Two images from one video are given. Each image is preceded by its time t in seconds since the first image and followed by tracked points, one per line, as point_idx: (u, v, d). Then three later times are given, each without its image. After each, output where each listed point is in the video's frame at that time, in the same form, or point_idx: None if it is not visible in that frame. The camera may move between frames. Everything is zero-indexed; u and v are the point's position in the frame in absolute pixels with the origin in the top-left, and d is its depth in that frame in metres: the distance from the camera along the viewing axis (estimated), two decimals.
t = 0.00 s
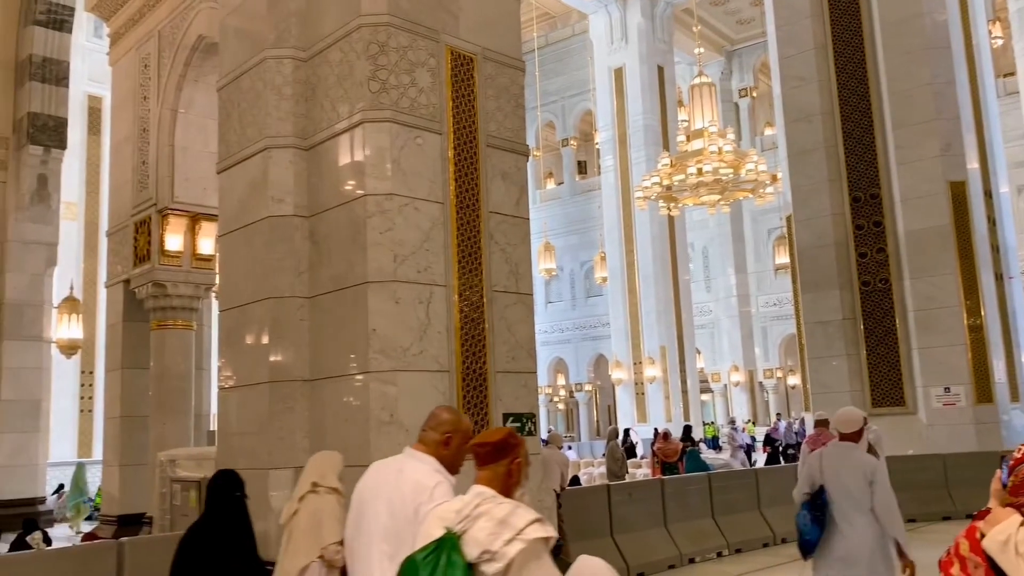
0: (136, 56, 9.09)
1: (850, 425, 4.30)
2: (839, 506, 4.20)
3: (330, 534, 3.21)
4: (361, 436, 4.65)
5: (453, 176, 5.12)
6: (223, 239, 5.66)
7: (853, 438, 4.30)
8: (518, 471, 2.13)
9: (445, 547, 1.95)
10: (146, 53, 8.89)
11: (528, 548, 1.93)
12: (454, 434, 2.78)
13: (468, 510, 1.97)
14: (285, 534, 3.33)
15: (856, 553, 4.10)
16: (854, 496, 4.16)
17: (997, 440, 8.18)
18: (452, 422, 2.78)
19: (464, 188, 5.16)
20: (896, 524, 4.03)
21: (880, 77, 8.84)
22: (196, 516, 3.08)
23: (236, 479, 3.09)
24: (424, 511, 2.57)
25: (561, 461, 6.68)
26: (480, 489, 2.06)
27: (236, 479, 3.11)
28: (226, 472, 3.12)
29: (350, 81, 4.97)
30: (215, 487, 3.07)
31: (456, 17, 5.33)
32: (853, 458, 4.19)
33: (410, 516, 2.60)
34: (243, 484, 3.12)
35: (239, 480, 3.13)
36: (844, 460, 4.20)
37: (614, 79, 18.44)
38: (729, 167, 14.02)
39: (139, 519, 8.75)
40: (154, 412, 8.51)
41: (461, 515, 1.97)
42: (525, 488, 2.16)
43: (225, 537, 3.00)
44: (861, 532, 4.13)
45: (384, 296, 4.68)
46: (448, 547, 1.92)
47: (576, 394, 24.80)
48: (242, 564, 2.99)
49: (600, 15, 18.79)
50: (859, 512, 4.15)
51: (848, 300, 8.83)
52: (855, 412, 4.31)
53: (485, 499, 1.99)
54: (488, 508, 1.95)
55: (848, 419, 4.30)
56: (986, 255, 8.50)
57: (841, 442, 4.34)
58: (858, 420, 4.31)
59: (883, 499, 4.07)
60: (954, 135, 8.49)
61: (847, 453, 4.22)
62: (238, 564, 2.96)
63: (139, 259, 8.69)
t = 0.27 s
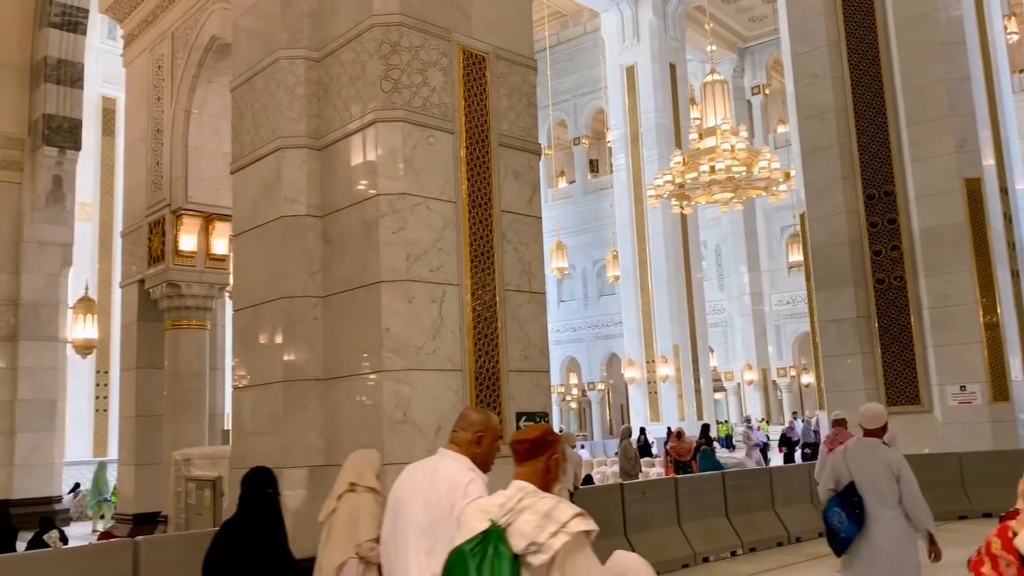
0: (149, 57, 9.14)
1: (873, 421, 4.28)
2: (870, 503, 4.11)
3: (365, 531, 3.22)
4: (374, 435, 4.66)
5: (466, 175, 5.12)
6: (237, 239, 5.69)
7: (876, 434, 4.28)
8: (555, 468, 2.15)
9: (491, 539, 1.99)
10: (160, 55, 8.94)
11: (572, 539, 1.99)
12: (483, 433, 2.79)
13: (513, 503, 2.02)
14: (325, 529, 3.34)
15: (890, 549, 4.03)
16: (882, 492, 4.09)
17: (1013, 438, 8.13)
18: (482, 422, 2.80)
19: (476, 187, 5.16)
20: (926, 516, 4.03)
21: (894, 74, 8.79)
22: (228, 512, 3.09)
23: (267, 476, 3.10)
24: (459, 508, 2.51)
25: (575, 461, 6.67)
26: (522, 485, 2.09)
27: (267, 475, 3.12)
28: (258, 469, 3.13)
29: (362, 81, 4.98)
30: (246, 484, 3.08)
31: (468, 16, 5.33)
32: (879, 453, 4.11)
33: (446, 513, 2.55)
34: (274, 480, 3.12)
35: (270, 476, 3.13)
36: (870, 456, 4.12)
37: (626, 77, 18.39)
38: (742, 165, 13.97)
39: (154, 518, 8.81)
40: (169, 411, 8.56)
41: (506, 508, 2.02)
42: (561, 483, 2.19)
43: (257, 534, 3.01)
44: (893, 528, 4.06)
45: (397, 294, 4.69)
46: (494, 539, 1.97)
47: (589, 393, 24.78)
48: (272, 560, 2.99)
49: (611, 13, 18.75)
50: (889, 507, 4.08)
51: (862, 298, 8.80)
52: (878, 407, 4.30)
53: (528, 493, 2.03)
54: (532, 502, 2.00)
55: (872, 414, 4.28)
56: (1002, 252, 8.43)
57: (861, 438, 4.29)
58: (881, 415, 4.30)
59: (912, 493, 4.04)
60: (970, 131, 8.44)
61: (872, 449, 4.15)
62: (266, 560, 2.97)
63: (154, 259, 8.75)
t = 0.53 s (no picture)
0: (162, 58, 9.19)
1: (893, 418, 4.28)
2: (891, 500, 4.18)
3: (404, 533, 3.23)
4: (386, 434, 4.66)
5: (477, 175, 5.13)
6: (250, 239, 5.71)
7: (897, 432, 4.29)
8: (592, 470, 2.17)
9: (529, 540, 1.99)
10: (172, 56, 8.99)
11: (606, 539, 1.99)
12: (507, 433, 2.85)
13: (549, 505, 2.02)
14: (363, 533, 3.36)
15: (910, 546, 4.10)
16: (903, 489, 4.16)
17: None
18: (504, 423, 2.85)
19: (487, 186, 5.17)
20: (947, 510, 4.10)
21: (907, 72, 8.73)
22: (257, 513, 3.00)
23: (294, 474, 2.99)
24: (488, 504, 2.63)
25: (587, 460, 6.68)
26: (557, 487, 2.10)
27: (294, 474, 3.00)
28: (287, 468, 3.03)
29: (374, 81, 4.99)
30: (273, 482, 2.98)
31: (479, 16, 5.34)
32: (900, 451, 4.18)
33: (475, 510, 2.66)
34: (302, 479, 3.01)
35: (297, 475, 3.02)
36: (891, 455, 4.19)
37: (637, 76, 18.35)
38: (754, 164, 13.91)
39: (167, 517, 8.86)
40: (182, 411, 8.61)
41: (542, 511, 2.02)
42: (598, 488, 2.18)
43: (282, 534, 2.89)
44: (914, 525, 4.12)
45: (409, 294, 4.70)
46: (532, 540, 1.96)
47: (601, 393, 24.75)
48: (298, 561, 2.86)
49: (622, 12, 18.71)
50: (911, 505, 4.14)
51: (874, 297, 8.81)
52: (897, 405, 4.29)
53: (564, 496, 2.04)
54: (568, 504, 2.00)
55: (891, 412, 4.28)
56: (1016, 251, 8.37)
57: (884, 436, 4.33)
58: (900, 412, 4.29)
59: (933, 489, 4.11)
60: (983, 129, 8.38)
61: (891, 448, 4.21)
62: (290, 561, 2.83)
63: (167, 260, 8.79)
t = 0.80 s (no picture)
0: (178, 59, 9.24)
1: (917, 421, 4.26)
2: (913, 502, 4.20)
3: (454, 525, 3.39)
4: (401, 434, 4.67)
5: (490, 175, 5.13)
6: (265, 239, 5.73)
7: (921, 435, 4.25)
8: (628, 464, 2.21)
9: (571, 540, 2.03)
10: (187, 57, 9.04)
11: (644, 536, 2.01)
12: (534, 424, 2.99)
13: (587, 504, 2.06)
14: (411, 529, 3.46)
15: (930, 547, 4.14)
16: (928, 491, 4.16)
17: None
18: (530, 415, 2.99)
19: (501, 186, 5.18)
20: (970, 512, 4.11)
21: (922, 70, 8.67)
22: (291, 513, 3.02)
23: (323, 475, 2.99)
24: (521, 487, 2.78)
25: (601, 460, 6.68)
26: (594, 486, 2.15)
27: (324, 475, 3.00)
28: (318, 468, 3.04)
29: (388, 81, 5.00)
30: (303, 484, 2.99)
31: (492, 16, 5.34)
32: (925, 454, 4.17)
33: (509, 495, 2.81)
34: (331, 479, 3.00)
35: (326, 475, 3.03)
36: (916, 457, 4.19)
37: (650, 75, 18.32)
38: (768, 163, 13.85)
39: (183, 516, 8.91)
40: (198, 411, 8.65)
41: (581, 510, 2.06)
42: (634, 483, 2.23)
43: (316, 535, 2.91)
44: (935, 527, 4.15)
45: (423, 294, 4.71)
46: (573, 538, 2.01)
47: (614, 393, 24.73)
48: (333, 561, 2.88)
49: (635, 11, 18.67)
50: (934, 506, 4.15)
51: (890, 296, 8.76)
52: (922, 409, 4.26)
53: (601, 494, 2.08)
54: (606, 503, 2.05)
55: (916, 415, 4.26)
56: None
57: (908, 438, 4.30)
58: (925, 415, 4.26)
59: (957, 492, 4.12)
60: (1000, 127, 8.31)
61: (914, 450, 4.21)
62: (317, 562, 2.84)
63: (182, 260, 8.85)
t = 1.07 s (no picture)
0: (190, 61, 9.29)
1: (935, 424, 4.24)
2: (933, 505, 4.19)
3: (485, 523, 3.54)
4: (413, 435, 4.68)
5: (501, 175, 5.14)
6: (277, 240, 5.75)
7: (940, 438, 4.25)
8: (653, 457, 2.24)
9: (604, 531, 2.01)
10: (200, 59, 9.08)
11: (676, 527, 1.98)
12: (560, 422, 2.97)
13: (621, 495, 2.05)
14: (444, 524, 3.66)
15: (953, 551, 4.12)
16: (947, 494, 4.14)
17: None
18: (555, 413, 2.97)
19: (511, 187, 5.18)
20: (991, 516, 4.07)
21: (935, 69, 8.63)
22: (318, 507, 3.13)
23: (344, 473, 3.06)
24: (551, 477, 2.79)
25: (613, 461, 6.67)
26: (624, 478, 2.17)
27: (346, 472, 3.07)
28: (341, 466, 3.11)
29: (399, 83, 5.02)
30: (326, 480, 3.07)
31: (503, 17, 5.34)
32: (943, 457, 4.16)
33: (538, 488, 2.82)
34: (353, 477, 3.07)
35: (349, 472, 3.09)
36: (934, 460, 4.18)
37: (660, 75, 18.28)
38: (779, 163, 13.80)
39: (196, 516, 8.96)
40: (210, 411, 8.69)
41: (614, 499, 2.04)
42: (661, 475, 2.25)
43: (340, 532, 2.99)
44: (956, 529, 4.13)
45: (434, 295, 4.71)
46: (606, 528, 1.99)
47: (625, 394, 24.71)
48: (358, 556, 2.95)
49: (645, 11, 18.64)
50: (953, 509, 4.13)
51: (903, 296, 8.72)
52: (939, 411, 4.23)
53: (634, 486, 2.06)
54: (639, 493, 2.02)
55: (933, 417, 4.24)
56: None
57: (928, 441, 4.31)
58: (943, 418, 4.24)
59: (977, 494, 4.09)
60: (1014, 126, 8.24)
61: (932, 452, 4.22)
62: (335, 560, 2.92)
63: (195, 261, 8.89)
